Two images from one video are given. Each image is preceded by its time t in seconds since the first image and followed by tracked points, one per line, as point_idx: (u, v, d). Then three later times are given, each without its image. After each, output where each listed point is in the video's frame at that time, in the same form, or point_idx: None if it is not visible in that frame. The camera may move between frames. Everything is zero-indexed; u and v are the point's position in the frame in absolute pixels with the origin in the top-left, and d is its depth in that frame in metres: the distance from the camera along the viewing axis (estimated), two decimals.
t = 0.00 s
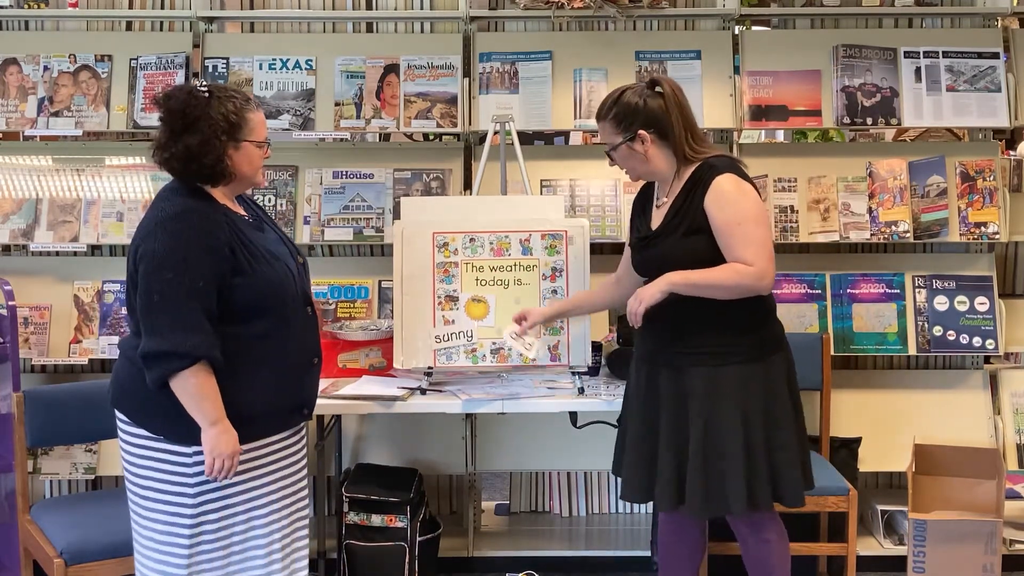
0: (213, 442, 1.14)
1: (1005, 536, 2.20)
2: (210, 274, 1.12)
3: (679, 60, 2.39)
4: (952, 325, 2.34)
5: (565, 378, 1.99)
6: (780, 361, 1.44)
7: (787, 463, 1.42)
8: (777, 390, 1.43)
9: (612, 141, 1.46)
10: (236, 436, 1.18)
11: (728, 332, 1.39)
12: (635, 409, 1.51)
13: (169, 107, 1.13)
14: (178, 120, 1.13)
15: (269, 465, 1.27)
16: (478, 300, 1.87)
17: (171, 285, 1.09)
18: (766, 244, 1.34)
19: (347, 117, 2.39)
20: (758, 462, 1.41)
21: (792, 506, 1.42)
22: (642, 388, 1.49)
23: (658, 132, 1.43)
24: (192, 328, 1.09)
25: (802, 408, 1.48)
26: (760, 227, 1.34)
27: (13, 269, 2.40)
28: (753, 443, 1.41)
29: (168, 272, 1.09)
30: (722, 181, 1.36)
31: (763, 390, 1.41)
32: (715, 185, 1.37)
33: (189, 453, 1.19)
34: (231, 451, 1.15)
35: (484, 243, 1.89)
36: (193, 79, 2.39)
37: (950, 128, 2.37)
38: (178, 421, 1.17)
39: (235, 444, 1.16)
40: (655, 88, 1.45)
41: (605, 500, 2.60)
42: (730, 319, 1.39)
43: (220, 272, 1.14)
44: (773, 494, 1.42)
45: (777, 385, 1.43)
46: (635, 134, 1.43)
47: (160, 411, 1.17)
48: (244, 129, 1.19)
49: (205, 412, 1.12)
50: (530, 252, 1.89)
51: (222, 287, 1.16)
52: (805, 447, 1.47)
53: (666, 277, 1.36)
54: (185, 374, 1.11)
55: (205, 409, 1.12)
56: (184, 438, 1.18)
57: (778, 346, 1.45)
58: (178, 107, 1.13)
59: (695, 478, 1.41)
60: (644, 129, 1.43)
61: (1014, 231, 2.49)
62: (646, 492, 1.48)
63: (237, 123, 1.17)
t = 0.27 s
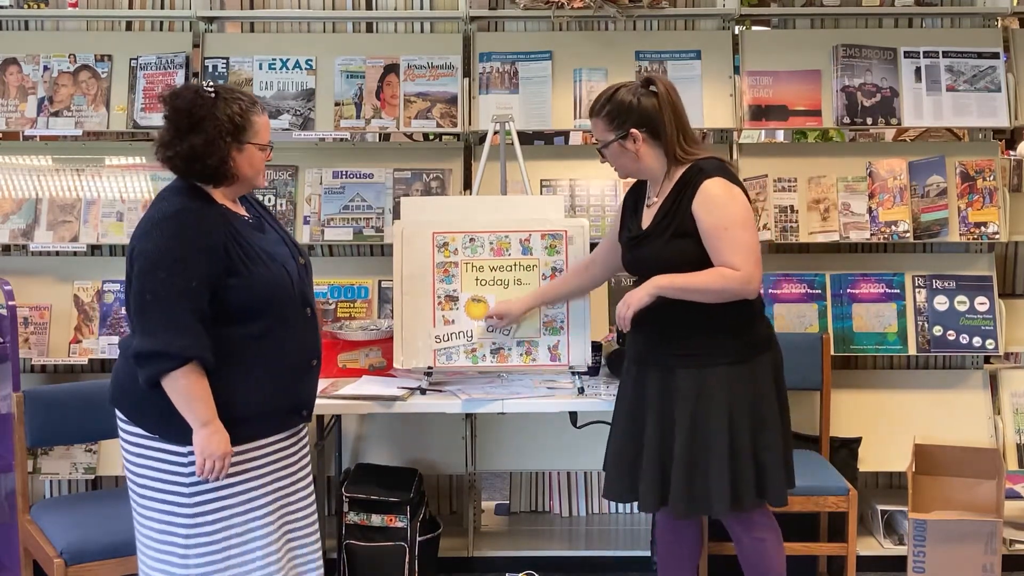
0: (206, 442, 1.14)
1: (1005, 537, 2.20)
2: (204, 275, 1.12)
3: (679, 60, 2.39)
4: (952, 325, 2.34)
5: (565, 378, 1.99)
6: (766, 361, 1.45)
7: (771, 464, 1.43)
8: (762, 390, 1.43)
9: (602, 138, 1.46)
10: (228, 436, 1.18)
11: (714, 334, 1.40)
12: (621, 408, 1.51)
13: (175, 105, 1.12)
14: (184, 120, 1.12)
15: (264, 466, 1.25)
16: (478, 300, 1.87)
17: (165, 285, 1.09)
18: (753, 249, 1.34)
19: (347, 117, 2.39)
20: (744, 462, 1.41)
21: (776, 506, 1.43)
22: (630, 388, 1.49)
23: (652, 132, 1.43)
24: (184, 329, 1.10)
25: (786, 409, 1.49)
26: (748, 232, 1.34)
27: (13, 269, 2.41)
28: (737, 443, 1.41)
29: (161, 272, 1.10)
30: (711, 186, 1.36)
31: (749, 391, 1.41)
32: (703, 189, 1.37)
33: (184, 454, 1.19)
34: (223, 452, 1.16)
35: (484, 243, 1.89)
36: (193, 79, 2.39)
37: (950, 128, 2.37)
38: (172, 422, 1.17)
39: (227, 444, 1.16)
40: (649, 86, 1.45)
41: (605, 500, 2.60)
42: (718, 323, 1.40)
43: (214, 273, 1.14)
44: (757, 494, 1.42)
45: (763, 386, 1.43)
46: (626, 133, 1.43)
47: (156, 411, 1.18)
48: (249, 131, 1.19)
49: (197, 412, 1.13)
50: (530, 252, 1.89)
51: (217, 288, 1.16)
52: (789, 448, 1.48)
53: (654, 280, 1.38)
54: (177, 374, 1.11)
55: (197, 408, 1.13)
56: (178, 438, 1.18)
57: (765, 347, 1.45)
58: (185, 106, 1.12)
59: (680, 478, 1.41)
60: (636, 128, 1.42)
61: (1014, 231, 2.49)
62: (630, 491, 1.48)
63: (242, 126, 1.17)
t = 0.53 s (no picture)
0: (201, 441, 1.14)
1: (1005, 536, 2.20)
2: (202, 275, 1.12)
3: (679, 60, 2.39)
4: (952, 325, 2.34)
5: (565, 377, 1.99)
6: (765, 360, 1.45)
7: (770, 463, 1.43)
8: (761, 389, 1.43)
9: (590, 143, 1.47)
10: (225, 436, 1.18)
11: (711, 334, 1.40)
12: (619, 409, 1.51)
13: (176, 105, 1.12)
14: (184, 119, 1.12)
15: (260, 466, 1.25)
16: (478, 300, 1.87)
17: (162, 285, 1.09)
18: (745, 246, 1.34)
19: (347, 117, 2.39)
20: (742, 461, 1.41)
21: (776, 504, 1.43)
22: (628, 389, 1.49)
23: (640, 134, 1.44)
24: (182, 329, 1.09)
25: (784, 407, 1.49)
26: (738, 230, 1.34)
27: (13, 269, 2.40)
28: (736, 443, 1.41)
29: (160, 272, 1.10)
30: (700, 186, 1.36)
31: (747, 390, 1.41)
32: (691, 190, 1.37)
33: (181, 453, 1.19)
34: (220, 452, 1.15)
35: (484, 243, 1.89)
36: (193, 79, 2.39)
37: (950, 128, 2.37)
38: (170, 422, 1.18)
39: (223, 444, 1.16)
40: (635, 90, 1.46)
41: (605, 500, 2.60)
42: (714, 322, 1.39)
43: (212, 273, 1.14)
44: (757, 493, 1.43)
45: (762, 385, 1.43)
46: (613, 136, 1.44)
47: (155, 411, 1.18)
48: (250, 132, 1.20)
49: (193, 412, 1.13)
50: (530, 252, 1.88)
51: (215, 288, 1.16)
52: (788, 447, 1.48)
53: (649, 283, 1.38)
54: (174, 374, 1.11)
55: (193, 408, 1.13)
56: (177, 439, 1.18)
57: (763, 346, 1.45)
58: (186, 106, 1.12)
59: (679, 478, 1.41)
60: (622, 131, 1.43)
61: (1014, 231, 2.49)
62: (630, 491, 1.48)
63: (243, 125, 1.17)
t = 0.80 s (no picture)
0: (202, 441, 1.14)
1: (1005, 536, 2.20)
2: (202, 274, 1.12)
3: (679, 60, 2.39)
4: (952, 325, 2.34)
5: (565, 377, 1.99)
6: (772, 361, 1.45)
7: (777, 463, 1.43)
8: (769, 390, 1.43)
9: (593, 143, 1.46)
10: (226, 436, 1.18)
11: (718, 333, 1.40)
12: (626, 408, 1.51)
13: (176, 103, 1.12)
14: (184, 118, 1.12)
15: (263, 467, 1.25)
16: (478, 300, 1.87)
17: (162, 285, 1.09)
18: (749, 241, 1.34)
19: (347, 117, 2.39)
20: (749, 461, 1.41)
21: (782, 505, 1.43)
22: (635, 388, 1.48)
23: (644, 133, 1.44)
24: (182, 329, 1.09)
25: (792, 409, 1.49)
26: (742, 224, 1.34)
27: (14, 269, 2.40)
28: (744, 442, 1.41)
29: (160, 271, 1.10)
30: (703, 182, 1.37)
31: (755, 390, 1.41)
32: (695, 185, 1.37)
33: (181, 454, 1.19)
34: (221, 452, 1.15)
35: (485, 243, 1.89)
36: (193, 79, 2.39)
37: (950, 128, 2.37)
38: (171, 423, 1.18)
39: (224, 443, 1.16)
40: (634, 94, 1.48)
41: (605, 500, 2.60)
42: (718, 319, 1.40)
43: (212, 273, 1.14)
44: (764, 493, 1.43)
45: (768, 385, 1.43)
46: (617, 135, 1.43)
47: (155, 411, 1.18)
48: (250, 131, 1.20)
49: (194, 412, 1.13)
50: (531, 252, 1.88)
51: (215, 288, 1.16)
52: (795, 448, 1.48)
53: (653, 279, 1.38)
54: (174, 374, 1.11)
55: (194, 408, 1.13)
56: (178, 439, 1.18)
57: (771, 346, 1.45)
58: (186, 105, 1.12)
59: (685, 477, 1.41)
60: (626, 130, 1.43)
61: (1014, 231, 2.49)
62: (638, 491, 1.48)
63: (244, 124, 1.17)
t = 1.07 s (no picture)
0: (206, 440, 1.14)
1: (1005, 536, 2.20)
2: (203, 273, 1.12)
3: (679, 60, 2.39)
4: (952, 325, 2.34)
5: (565, 377, 1.99)
6: (789, 364, 1.44)
7: (791, 467, 1.42)
8: (784, 392, 1.43)
9: (615, 141, 1.46)
10: (228, 436, 1.18)
11: (737, 333, 1.39)
12: (641, 406, 1.51)
13: (177, 103, 1.13)
14: (184, 117, 1.13)
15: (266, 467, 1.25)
16: (478, 300, 1.87)
17: (163, 285, 1.09)
18: (767, 238, 1.33)
19: (347, 117, 2.39)
20: (761, 463, 1.41)
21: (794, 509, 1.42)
22: (651, 388, 1.49)
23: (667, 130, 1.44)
24: (182, 328, 1.10)
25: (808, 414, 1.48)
26: (760, 222, 1.34)
27: (14, 269, 2.41)
28: (757, 444, 1.41)
29: (161, 271, 1.10)
30: (723, 178, 1.36)
31: (770, 392, 1.41)
32: (715, 182, 1.37)
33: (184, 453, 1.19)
34: (223, 451, 1.16)
35: (485, 243, 1.89)
36: (192, 79, 2.39)
37: (950, 128, 2.37)
38: (172, 424, 1.18)
39: (227, 443, 1.16)
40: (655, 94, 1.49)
41: (605, 500, 2.60)
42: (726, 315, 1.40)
43: (213, 272, 1.14)
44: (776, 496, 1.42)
45: (784, 388, 1.43)
46: (640, 132, 1.43)
47: (156, 412, 1.18)
48: (251, 130, 1.19)
49: (196, 411, 1.13)
50: (531, 252, 1.88)
51: (217, 288, 1.16)
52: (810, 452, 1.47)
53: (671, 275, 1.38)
54: (176, 374, 1.12)
55: (196, 408, 1.13)
56: (180, 440, 1.18)
57: (789, 349, 1.45)
58: (186, 104, 1.12)
59: (695, 476, 1.41)
60: (648, 127, 1.43)
61: (1014, 231, 2.49)
62: (649, 489, 1.48)
63: (244, 123, 1.18)
